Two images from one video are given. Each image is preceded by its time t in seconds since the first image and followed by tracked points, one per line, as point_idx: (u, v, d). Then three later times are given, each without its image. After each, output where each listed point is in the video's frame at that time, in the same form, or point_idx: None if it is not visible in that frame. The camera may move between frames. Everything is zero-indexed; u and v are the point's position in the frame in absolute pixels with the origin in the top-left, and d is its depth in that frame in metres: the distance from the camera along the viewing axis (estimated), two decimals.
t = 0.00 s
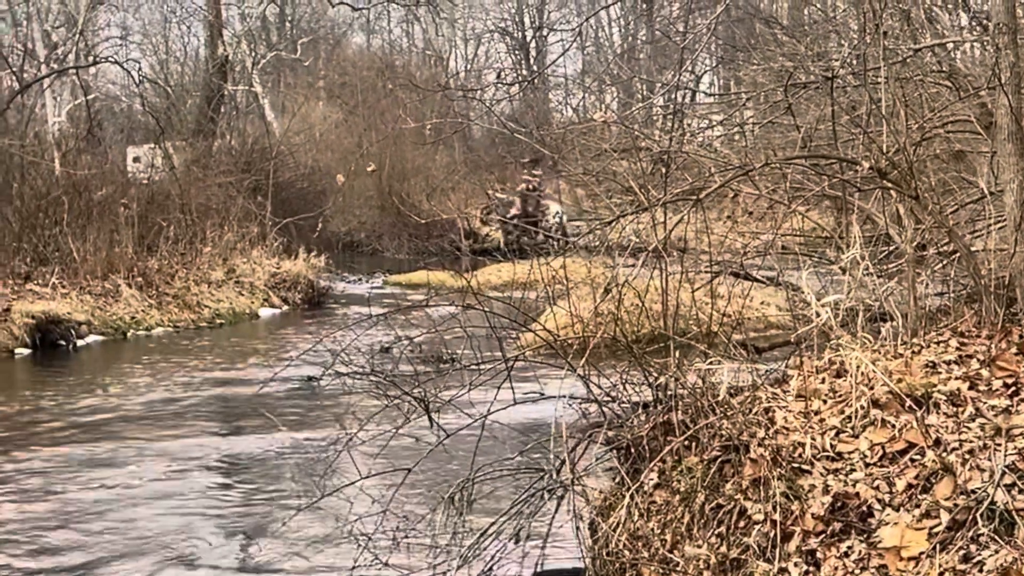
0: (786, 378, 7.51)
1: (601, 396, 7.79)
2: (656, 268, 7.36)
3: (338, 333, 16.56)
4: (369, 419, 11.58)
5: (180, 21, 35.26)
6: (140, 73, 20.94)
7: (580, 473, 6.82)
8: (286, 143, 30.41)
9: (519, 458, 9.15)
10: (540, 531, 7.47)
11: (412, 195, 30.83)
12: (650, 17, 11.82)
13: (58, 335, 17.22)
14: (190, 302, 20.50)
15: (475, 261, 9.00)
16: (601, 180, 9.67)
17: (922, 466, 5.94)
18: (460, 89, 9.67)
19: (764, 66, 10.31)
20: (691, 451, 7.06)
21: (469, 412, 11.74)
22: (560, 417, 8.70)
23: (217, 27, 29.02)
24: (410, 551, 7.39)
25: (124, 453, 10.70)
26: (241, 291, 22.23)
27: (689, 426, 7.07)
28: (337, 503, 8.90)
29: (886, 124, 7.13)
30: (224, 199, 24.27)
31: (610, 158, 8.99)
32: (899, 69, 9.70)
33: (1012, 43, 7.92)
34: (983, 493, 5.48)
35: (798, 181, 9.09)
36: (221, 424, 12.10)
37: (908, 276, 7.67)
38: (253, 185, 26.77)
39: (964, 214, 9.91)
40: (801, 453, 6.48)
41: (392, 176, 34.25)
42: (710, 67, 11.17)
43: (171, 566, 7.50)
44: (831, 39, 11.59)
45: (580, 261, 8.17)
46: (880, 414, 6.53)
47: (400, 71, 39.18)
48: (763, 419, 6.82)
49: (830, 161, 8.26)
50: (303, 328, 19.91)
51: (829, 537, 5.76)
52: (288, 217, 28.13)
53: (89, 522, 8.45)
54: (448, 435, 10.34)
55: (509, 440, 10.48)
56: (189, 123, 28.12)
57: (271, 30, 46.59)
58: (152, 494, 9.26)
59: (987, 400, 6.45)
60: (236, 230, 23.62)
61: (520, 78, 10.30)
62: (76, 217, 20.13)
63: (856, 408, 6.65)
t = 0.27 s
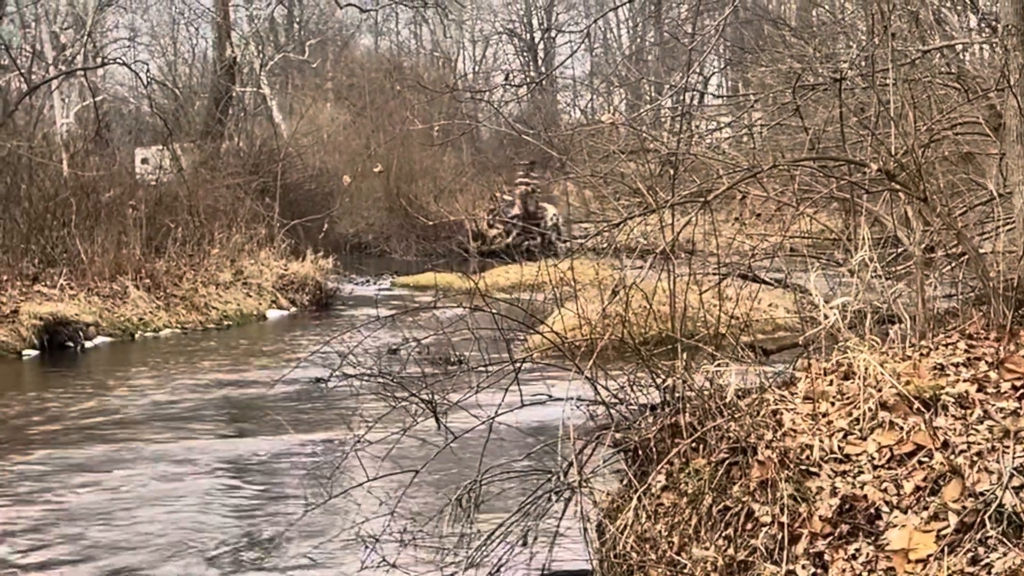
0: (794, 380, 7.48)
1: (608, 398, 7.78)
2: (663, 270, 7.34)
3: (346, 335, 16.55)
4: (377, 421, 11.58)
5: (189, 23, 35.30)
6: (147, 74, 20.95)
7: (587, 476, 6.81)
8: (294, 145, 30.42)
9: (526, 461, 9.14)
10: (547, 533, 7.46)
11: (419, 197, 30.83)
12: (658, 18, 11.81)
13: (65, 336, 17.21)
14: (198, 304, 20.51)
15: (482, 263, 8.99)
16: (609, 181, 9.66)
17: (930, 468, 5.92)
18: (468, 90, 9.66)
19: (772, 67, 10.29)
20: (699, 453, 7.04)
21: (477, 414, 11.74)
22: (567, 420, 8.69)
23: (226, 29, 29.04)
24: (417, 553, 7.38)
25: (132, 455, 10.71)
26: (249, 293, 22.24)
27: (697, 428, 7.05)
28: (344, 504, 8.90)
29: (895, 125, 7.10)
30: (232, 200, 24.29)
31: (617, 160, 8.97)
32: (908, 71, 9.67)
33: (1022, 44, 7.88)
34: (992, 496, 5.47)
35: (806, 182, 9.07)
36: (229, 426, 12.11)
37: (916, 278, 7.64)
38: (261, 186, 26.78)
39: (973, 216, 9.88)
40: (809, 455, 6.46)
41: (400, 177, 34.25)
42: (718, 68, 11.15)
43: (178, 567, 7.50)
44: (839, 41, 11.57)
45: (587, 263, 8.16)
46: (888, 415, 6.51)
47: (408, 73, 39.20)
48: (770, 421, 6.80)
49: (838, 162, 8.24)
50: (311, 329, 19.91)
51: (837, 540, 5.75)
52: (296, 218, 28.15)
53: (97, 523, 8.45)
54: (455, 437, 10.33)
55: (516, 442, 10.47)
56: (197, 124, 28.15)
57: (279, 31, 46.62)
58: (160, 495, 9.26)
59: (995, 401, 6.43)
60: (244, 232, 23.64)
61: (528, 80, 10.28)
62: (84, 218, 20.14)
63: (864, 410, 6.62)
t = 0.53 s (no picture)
0: (799, 381, 7.46)
1: (613, 398, 7.78)
2: (668, 270, 7.33)
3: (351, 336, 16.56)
4: (382, 422, 11.58)
5: (194, 24, 35.33)
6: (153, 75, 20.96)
7: (592, 477, 6.81)
8: (299, 146, 30.44)
9: (531, 461, 9.14)
10: (552, 534, 7.46)
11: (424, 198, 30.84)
12: (663, 19, 11.81)
13: (71, 337, 17.26)
14: (203, 304, 20.52)
15: (487, 264, 8.99)
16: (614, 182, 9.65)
17: (936, 470, 5.91)
18: (473, 91, 9.66)
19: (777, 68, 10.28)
20: (704, 454, 7.04)
21: (482, 415, 11.74)
22: (572, 421, 8.69)
23: (231, 30, 29.06)
24: (421, 554, 7.39)
25: (137, 455, 10.72)
26: (254, 294, 22.26)
27: (702, 429, 7.04)
28: (349, 505, 8.90)
29: (900, 126, 7.09)
30: (237, 201, 24.31)
31: (622, 160, 8.96)
32: (914, 72, 9.66)
33: None
34: (997, 497, 5.46)
35: (811, 183, 9.06)
36: (234, 426, 12.12)
37: (922, 280, 7.63)
38: (266, 187, 26.80)
39: (978, 217, 9.87)
40: (814, 456, 6.45)
41: (405, 178, 34.24)
42: (723, 69, 11.14)
43: (183, 566, 7.51)
44: (844, 42, 11.57)
45: (592, 263, 8.15)
46: (894, 416, 6.50)
47: (413, 74, 39.22)
48: (776, 422, 6.79)
49: (843, 163, 8.23)
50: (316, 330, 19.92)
51: (842, 541, 5.74)
52: (301, 219, 28.16)
53: (102, 523, 8.46)
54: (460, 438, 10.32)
55: (521, 443, 10.47)
56: (202, 125, 28.17)
57: (284, 32, 46.66)
58: (165, 495, 9.27)
59: (1000, 402, 6.41)
60: (249, 232, 23.65)
61: (533, 81, 10.28)
62: (90, 219, 20.17)
63: (870, 411, 6.61)
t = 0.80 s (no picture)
0: (803, 381, 7.45)
1: (617, 399, 7.78)
2: (672, 271, 7.33)
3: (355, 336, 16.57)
4: (386, 422, 11.59)
5: (198, 24, 35.35)
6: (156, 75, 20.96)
7: (596, 477, 6.81)
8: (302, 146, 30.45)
9: (534, 461, 9.14)
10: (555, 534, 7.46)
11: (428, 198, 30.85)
12: (667, 20, 11.82)
13: (74, 337, 17.27)
14: (206, 305, 20.53)
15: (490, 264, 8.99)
16: (617, 183, 9.65)
17: (939, 471, 5.91)
18: (477, 92, 9.66)
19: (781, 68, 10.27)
20: (708, 455, 7.04)
21: (485, 415, 11.75)
22: (576, 421, 8.69)
23: (235, 30, 29.07)
24: (425, 554, 7.39)
25: (142, 455, 10.73)
26: (257, 294, 22.28)
27: (706, 430, 7.04)
28: (353, 505, 8.91)
29: (904, 127, 7.08)
30: (240, 201, 24.33)
31: (626, 161, 8.96)
32: (918, 72, 9.66)
33: None
34: (1001, 498, 5.46)
35: (815, 183, 9.06)
36: (239, 426, 12.14)
37: (925, 281, 7.62)
38: (270, 187, 26.82)
39: (982, 217, 9.87)
40: (817, 457, 6.44)
41: (409, 179, 34.26)
42: (727, 69, 11.14)
43: (187, 567, 7.52)
44: (848, 43, 11.57)
45: (595, 264, 8.15)
46: (897, 417, 6.49)
47: (417, 74, 39.24)
48: (779, 423, 6.79)
49: (847, 164, 8.22)
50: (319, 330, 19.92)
51: (845, 542, 5.74)
52: (304, 219, 28.18)
53: (106, 523, 8.47)
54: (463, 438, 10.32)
55: (525, 443, 10.47)
56: (206, 126, 28.19)
57: (288, 32, 46.71)
58: (168, 495, 9.28)
59: (1005, 403, 6.40)
60: (252, 233, 23.67)
61: (537, 82, 10.29)
62: (93, 219, 20.18)
63: (873, 412, 6.60)
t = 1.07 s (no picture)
0: (805, 381, 7.45)
1: (618, 399, 7.78)
2: (673, 271, 7.33)
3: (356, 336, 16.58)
4: (387, 422, 11.60)
5: (199, 24, 35.36)
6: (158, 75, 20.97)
7: (597, 477, 6.82)
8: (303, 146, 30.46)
9: (535, 461, 9.15)
10: (557, 534, 7.47)
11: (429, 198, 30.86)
12: (668, 19, 11.84)
13: (76, 337, 17.29)
14: (208, 304, 20.54)
15: (492, 264, 8.99)
16: (618, 182, 9.65)
17: (941, 471, 5.91)
18: (479, 92, 9.66)
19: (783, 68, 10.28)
20: (709, 454, 7.04)
21: (486, 415, 11.76)
22: (577, 421, 8.69)
23: (236, 30, 29.06)
24: (427, 553, 7.40)
25: (144, 454, 10.74)
26: (259, 294, 22.30)
27: (707, 429, 7.04)
28: (355, 505, 8.91)
29: (906, 127, 7.07)
30: (242, 201, 24.33)
31: (627, 161, 8.96)
32: (920, 72, 9.65)
33: None
34: (1003, 497, 5.45)
35: (816, 183, 9.05)
36: (241, 426, 12.15)
37: (928, 280, 7.61)
38: (271, 187, 26.82)
39: (983, 217, 9.86)
40: (820, 456, 6.44)
41: (410, 178, 34.26)
42: (728, 68, 11.15)
43: (188, 566, 7.53)
44: (849, 43, 11.58)
45: (597, 264, 8.14)
46: (900, 417, 6.48)
47: (418, 73, 39.26)
48: (782, 423, 6.79)
49: (849, 164, 8.21)
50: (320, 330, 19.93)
51: (848, 542, 5.74)
52: (305, 219, 28.19)
53: (107, 522, 8.48)
54: (465, 438, 10.32)
55: (526, 443, 10.47)
56: (207, 126, 28.19)
57: (290, 31, 46.76)
58: (170, 494, 9.29)
59: (1007, 403, 6.39)
60: (254, 232, 23.69)
61: (538, 82, 10.30)
62: (95, 219, 20.18)
63: (876, 411, 6.59)
